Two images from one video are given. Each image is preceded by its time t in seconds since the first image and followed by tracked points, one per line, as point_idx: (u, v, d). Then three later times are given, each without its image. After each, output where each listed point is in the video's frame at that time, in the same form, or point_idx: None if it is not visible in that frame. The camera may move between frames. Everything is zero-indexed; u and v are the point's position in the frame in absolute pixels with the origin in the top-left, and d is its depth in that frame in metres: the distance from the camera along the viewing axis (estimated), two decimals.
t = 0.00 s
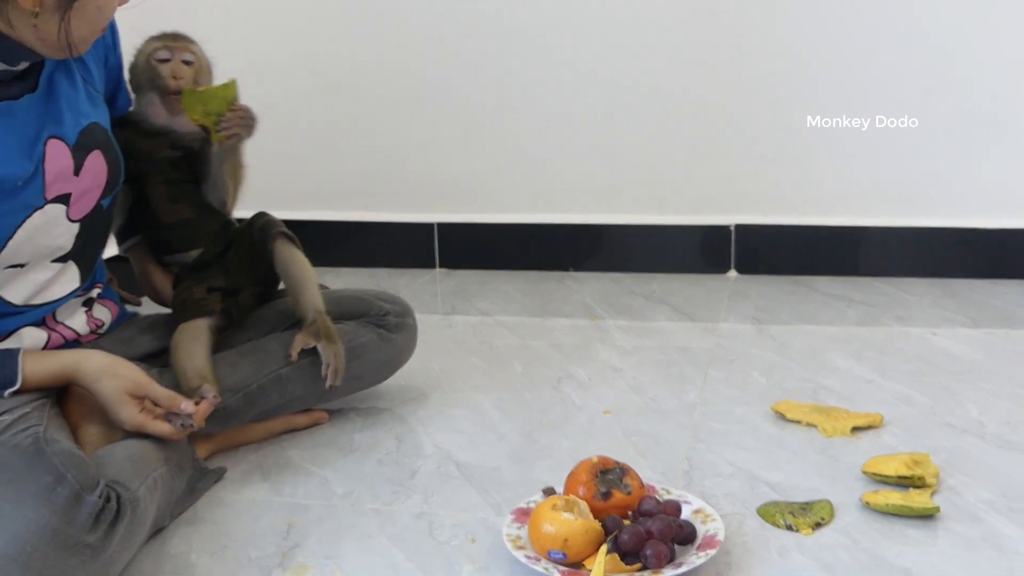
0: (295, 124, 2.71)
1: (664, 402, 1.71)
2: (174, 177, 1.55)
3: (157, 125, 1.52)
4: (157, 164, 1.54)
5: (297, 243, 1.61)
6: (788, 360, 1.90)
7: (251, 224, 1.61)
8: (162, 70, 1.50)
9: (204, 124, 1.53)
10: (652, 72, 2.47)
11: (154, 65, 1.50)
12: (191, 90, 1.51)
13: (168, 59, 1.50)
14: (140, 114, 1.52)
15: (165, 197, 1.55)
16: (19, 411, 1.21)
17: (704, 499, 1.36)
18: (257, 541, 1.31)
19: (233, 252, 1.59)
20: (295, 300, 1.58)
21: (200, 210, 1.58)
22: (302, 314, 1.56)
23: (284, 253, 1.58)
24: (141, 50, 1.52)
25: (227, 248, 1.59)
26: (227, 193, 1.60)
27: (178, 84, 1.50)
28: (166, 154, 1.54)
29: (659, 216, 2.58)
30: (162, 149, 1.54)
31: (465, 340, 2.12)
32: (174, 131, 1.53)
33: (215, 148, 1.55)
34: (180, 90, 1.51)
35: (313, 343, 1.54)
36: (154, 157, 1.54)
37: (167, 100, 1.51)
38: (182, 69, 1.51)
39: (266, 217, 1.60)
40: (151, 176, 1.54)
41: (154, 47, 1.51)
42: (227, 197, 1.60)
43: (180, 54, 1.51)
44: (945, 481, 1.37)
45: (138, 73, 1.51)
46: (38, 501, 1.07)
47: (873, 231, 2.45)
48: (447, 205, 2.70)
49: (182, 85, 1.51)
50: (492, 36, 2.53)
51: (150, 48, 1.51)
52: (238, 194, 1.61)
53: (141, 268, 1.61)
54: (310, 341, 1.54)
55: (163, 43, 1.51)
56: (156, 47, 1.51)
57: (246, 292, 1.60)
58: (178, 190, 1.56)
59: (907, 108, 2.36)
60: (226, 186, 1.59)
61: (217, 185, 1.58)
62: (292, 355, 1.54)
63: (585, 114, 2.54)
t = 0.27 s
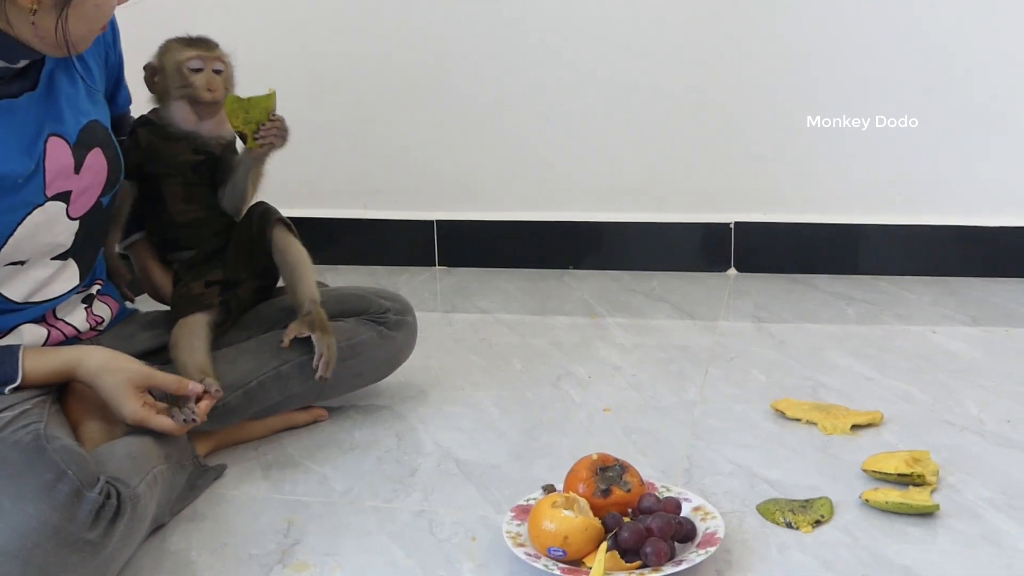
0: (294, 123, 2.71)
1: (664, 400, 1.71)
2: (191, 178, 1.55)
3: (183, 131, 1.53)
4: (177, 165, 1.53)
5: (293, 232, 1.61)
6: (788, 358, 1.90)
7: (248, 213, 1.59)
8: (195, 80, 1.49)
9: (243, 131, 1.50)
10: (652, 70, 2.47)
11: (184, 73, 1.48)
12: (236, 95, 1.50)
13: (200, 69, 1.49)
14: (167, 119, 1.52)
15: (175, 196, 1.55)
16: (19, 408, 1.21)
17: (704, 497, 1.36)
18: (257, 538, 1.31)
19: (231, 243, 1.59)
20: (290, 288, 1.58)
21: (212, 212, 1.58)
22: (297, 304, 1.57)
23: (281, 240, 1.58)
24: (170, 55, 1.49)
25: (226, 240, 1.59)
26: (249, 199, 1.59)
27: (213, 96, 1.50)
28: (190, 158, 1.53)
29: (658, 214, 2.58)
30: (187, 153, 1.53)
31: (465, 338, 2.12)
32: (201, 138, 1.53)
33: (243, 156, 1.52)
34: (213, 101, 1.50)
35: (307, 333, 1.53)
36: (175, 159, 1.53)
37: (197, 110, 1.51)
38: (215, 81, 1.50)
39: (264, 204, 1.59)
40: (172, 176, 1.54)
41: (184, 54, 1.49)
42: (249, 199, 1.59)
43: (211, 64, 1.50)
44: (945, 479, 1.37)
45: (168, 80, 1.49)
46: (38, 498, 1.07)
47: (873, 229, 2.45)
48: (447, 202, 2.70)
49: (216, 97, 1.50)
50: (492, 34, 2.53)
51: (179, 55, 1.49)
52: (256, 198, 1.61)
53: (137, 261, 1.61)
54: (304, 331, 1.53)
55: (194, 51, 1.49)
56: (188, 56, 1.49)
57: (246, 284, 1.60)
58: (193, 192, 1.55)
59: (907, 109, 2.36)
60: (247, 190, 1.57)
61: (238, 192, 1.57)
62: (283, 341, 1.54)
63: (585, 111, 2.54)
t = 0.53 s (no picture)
0: (295, 123, 2.71)
1: (664, 397, 1.71)
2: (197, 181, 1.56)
3: (193, 137, 1.50)
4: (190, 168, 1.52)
5: (295, 231, 1.61)
6: (789, 355, 1.90)
7: (249, 213, 1.59)
8: (202, 87, 1.47)
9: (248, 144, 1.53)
10: (652, 68, 2.47)
11: (191, 79, 1.47)
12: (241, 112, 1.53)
13: (206, 75, 1.48)
14: (173, 125, 1.50)
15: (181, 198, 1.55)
16: (21, 408, 1.21)
17: (705, 494, 1.36)
18: (259, 537, 1.31)
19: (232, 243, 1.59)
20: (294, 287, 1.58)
21: (214, 213, 1.59)
22: (303, 302, 1.58)
23: (284, 240, 1.58)
24: (175, 61, 1.48)
25: (227, 242, 1.60)
26: (252, 201, 1.62)
27: (219, 103, 1.49)
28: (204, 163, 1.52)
29: (659, 212, 2.58)
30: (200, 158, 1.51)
31: (466, 336, 2.12)
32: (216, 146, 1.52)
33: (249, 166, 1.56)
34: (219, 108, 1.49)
35: (312, 333, 1.54)
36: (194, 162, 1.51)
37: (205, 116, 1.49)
38: (220, 87, 1.49)
39: (265, 204, 1.59)
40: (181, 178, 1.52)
41: (189, 60, 1.48)
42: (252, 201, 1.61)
43: (216, 70, 1.49)
44: (946, 476, 1.38)
45: (174, 87, 1.48)
46: (41, 497, 1.07)
47: (874, 225, 2.45)
48: (447, 201, 2.70)
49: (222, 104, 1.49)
50: (491, 32, 2.53)
51: (184, 60, 1.48)
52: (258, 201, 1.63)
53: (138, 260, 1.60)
54: (309, 331, 1.54)
55: (199, 56, 1.48)
56: (193, 62, 1.48)
57: (247, 283, 1.61)
58: (197, 194, 1.56)
59: (907, 108, 2.36)
60: (249, 193, 1.60)
61: (241, 194, 1.59)
62: (288, 342, 1.54)
63: (584, 109, 2.54)
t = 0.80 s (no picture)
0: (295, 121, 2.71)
1: (665, 395, 1.71)
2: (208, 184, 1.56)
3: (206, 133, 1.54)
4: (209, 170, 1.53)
5: (297, 234, 1.61)
6: (789, 354, 1.90)
7: (252, 215, 1.59)
8: (215, 91, 1.51)
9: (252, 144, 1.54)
10: (651, 67, 2.47)
11: (203, 84, 1.50)
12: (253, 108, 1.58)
13: (218, 79, 1.51)
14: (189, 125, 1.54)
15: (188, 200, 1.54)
16: (22, 406, 1.21)
17: (706, 492, 1.36)
18: (260, 535, 1.31)
19: (235, 243, 1.59)
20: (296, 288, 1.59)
21: (219, 213, 1.59)
22: (305, 303, 1.59)
23: (286, 242, 1.58)
24: (187, 64, 1.51)
25: (229, 243, 1.60)
26: (256, 201, 1.62)
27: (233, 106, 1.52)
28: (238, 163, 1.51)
29: (659, 210, 2.58)
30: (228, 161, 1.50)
31: (466, 334, 2.12)
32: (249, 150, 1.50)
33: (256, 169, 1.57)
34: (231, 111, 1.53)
35: (314, 334, 1.55)
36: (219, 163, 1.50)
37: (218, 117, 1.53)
38: (233, 90, 1.52)
39: (269, 206, 1.59)
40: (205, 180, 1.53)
41: (202, 65, 1.50)
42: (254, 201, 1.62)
43: (228, 73, 1.52)
44: (946, 474, 1.38)
45: (187, 90, 1.51)
46: (42, 495, 1.07)
47: (874, 224, 2.45)
48: (448, 199, 2.70)
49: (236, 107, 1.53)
50: (491, 30, 2.53)
51: (196, 64, 1.50)
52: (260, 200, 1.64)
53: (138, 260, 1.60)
54: (311, 332, 1.55)
55: (211, 60, 1.51)
56: (207, 66, 1.50)
57: (249, 282, 1.60)
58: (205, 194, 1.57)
59: (907, 108, 2.36)
60: (253, 195, 1.61)
61: (245, 195, 1.60)
62: (290, 342, 1.55)
63: (584, 107, 2.54)
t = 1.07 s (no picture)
0: (296, 119, 2.71)
1: (665, 393, 1.71)
2: (212, 177, 1.53)
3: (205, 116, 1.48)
4: (212, 153, 1.52)
5: (299, 229, 1.60)
6: (790, 352, 1.90)
7: (254, 209, 1.58)
8: (212, 68, 1.46)
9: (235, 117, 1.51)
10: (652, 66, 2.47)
11: (200, 69, 1.46)
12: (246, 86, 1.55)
13: (210, 57, 1.46)
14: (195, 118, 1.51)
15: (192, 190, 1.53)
16: (23, 402, 1.21)
17: (706, 490, 1.36)
18: (260, 531, 1.32)
19: (236, 239, 1.58)
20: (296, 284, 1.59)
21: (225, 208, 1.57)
22: (305, 299, 1.58)
23: (287, 237, 1.58)
24: (179, 57, 1.47)
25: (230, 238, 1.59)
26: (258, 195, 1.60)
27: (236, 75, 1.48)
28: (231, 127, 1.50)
29: (660, 208, 2.58)
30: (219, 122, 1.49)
31: (466, 331, 2.12)
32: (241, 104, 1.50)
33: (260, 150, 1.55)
34: (231, 82, 1.48)
35: (315, 331, 1.55)
36: (213, 127, 1.49)
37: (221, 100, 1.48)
38: (229, 62, 1.48)
39: (269, 201, 1.59)
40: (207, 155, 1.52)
41: (191, 51, 1.46)
42: (257, 197, 1.60)
43: (218, 49, 1.47)
44: (947, 472, 1.38)
45: (187, 82, 1.47)
46: (42, 490, 1.07)
47: (875, 222, 2.44)
48: (448, 197, 2.70)
49: (238, 76, 1.49)
50: (492, 27, 2.53)
51: (187, 53, 1.46)
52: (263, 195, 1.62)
53: (139, 254, 1.60)
54: (312, 329, 1.55)
55: (197, 43, 1.46)
56: (196, 50, 1.46)
57: (250, 278, 1.60)
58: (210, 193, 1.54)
59: (907, 108, 2.36)
60: (254, 187, 1.59)
61: (247, 188, 1.57)
62: (291, 338, 1.54)
63: (585, 104, 2.54)
